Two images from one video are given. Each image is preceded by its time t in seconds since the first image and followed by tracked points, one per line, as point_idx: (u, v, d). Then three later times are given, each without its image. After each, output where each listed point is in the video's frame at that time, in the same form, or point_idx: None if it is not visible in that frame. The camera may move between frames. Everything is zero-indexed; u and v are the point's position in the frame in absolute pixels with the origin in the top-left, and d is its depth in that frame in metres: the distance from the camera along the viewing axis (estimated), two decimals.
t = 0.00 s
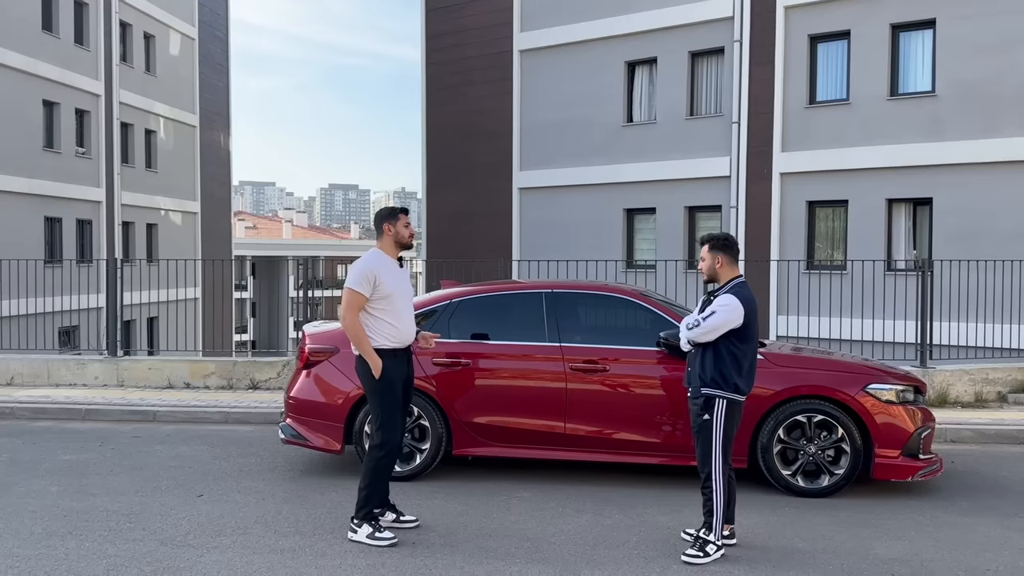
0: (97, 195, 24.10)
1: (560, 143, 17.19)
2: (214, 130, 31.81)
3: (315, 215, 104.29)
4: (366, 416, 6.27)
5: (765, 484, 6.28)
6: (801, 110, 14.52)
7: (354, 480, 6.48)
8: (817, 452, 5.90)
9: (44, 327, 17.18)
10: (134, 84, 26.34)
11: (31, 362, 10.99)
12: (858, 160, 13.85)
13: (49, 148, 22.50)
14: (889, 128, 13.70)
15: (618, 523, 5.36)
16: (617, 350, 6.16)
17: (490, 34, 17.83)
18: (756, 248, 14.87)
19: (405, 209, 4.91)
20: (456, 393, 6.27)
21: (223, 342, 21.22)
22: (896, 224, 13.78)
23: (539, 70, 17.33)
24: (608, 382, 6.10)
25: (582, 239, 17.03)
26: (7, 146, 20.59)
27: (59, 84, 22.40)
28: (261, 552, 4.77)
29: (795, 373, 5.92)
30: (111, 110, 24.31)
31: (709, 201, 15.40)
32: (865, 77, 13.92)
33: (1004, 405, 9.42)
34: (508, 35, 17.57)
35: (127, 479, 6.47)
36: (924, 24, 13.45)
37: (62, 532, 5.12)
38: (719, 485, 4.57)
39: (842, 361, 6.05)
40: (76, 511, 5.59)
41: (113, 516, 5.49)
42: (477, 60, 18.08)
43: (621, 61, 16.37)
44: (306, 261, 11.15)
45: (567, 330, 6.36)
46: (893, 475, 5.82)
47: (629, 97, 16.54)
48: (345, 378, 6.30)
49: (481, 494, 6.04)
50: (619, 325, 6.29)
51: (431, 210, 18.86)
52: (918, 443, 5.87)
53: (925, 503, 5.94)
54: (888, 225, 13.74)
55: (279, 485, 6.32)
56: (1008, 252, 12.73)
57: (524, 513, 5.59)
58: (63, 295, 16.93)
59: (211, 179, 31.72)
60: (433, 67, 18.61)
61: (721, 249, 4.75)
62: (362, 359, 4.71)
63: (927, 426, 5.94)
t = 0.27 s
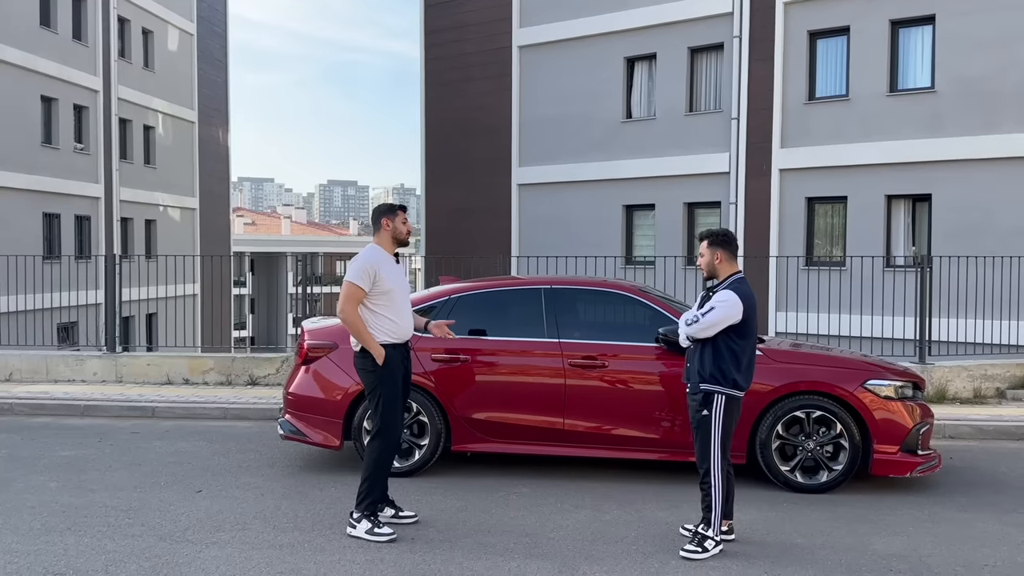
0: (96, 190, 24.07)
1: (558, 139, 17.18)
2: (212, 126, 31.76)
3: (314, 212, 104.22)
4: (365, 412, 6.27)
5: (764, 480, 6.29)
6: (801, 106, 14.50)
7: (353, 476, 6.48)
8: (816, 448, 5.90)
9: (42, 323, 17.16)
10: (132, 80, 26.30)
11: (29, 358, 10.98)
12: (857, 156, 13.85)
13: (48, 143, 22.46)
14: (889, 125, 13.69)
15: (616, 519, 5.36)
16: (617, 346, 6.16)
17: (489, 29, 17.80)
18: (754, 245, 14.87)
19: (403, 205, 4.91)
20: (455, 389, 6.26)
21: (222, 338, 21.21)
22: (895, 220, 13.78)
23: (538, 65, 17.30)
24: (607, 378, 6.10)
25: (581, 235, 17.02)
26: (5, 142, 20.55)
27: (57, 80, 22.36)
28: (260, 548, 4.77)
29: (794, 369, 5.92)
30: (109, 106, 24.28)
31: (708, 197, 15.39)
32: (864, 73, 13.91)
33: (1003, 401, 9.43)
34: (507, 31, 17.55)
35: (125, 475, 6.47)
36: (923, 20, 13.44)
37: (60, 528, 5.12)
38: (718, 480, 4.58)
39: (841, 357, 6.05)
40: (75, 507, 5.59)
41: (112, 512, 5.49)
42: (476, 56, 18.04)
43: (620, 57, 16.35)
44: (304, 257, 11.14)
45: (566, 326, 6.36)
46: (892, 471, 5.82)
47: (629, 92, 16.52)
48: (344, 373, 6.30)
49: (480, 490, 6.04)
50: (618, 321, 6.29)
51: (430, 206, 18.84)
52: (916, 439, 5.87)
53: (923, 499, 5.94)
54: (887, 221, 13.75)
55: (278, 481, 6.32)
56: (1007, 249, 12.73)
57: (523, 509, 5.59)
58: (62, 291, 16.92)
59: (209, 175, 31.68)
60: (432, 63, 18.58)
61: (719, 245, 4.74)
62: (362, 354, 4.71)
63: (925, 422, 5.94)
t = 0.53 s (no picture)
0: (95, 188, 24.06)
1: (558, 136, 17.17)
2: (212, 123, 31.74)
3: (314, 209, 104.18)
4: (364, 409, 6.27)
5: (763, 477, 6.29)
6: (800, 103, 14.49)
7: (353, 473, 6.48)
8: (815, 445, 5.91)
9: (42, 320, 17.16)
10: (131, 77, 26.27)
11: (29, 355, 10.98)
12: (857, 153, 13.84)
13: (47, 141, 22.44)
14: (888, 121, 13.68)
15: (616, 516, 5.36)
16: (616, 343, 6.16)
17: (489, 26, 17.78)
18: (754, 241, 14.86)
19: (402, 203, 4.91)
20: (454, 386, 6.27)
21: (222, 335, 21.21)
22: (894, 217, 13.78)
23: (538, 62, 17.28)
24: (606, 374, 6.10)
25: (580, 232, 17.02)
26: (5, 139, 20.54)
27: (56, 77, 22.33)
28: (259, 545, 4.78)
29: (793, 365, 5.92)
30: (108, 103, 24.26)
31: (708, 194, 15.38)
32: (864, 70, 13.89)
33: (1002, 398, 9.43)
34: (507, 28, 17.53)
35: (125, 472, 6.48)
36: (923, 16, 13.42)
37: (60, 525, 5.13)
38: (716, 477, 4.58)
39: (840, 354, 6.05)
40: (75, 504, 5.59)
41: (111, 509, 5.49)
42: (476, 52, 18.02)
43: (620, 54, 16.33)
44: (304, 254, 11.13)
45: (565, 323, 6.36)
46: (891, 468, 5.82)
47: (628, 89, 16.51)
48: (343, 370, 6.30)
49: (479, 487, 6.05)
50: (618, 318, 6.29)
51: (429, 203, 18.83)
52: (915, 435, 5.87)
53: (922, 496, 5.95)
54: (887, 218, 13.74)
55: (278, 478, 6.33)
56: (1006, 245, 12.73)
57: (522, 505, 5.60)
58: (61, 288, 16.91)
59: (209, 172, 31.67)
60: (432, 60, 18.57)
61: (718, 242, 4.74)
62: (361, 351, 4.71)
63: (924, 419, 5.94)
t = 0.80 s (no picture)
0: (96, 186, 24.07)
1: (558, 134, 17.16)
2: (212, 121, 31.74)
3: (314, 207, 104.19)
4: (365, 407, 6.28)
5: (763, 475, 6.29)
6: (801, 101, 14.49)
7: (353, 471, 6.49)
8: (815, 443, 5.91)
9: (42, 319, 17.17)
10: (132, 76, 26.27)
11: (30, 353, 10.99)
12: (857, 151, 13.84)
13: (47, 139, 22.44)
14: (889, 119, 13.67)
15: (616, 513, 5.37)
16: (616, 341, 6.16)
17: (489, 24, 17.77)
18: (754, 239, 14.86)
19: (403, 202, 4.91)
20: (454, 384, 6.27)
21: (223, 333, 21.22)
22: (895, 215, 13.78)
23: (538, 60, 17.28)
24: (606, 373, 6.11)
25: (581, 230, 17.02)
26: (5, 138, 20.54)
27: (56, 75, 22.33)
28: (260, 543, 4.78)
29: (793, 363, 5.92)
30: (109, 102, 24.26)
31: (708, 192, 15.38)
32: (865, 68, 13.89)
33: (1003, 395, 9.43)
34: (507, 26, 17.53)
35: (126, 470, 6.49)
36: (924, 14, 13.41)
37: (61, 523, 5.14)
38: (716, 475, 4.58)
39: (840, 352, 6.06)
40: (76, 502, 5.60)
41: (112, 507, 5.50)
42: (476, 51, 18.02)
43: (620, 52, 16.33)
44: (305, 252, 11.14)
45: (565, 321, 6.36)
46: (891, 465, 5.83)
47: (628, 87, 16.51)
48: (343, 369, 6.31)
49: (479, 485, 6.05)
50: (618, 316, 6.29)
51: (429, 201, 18.83)
52: (915, 433, 5.87)
53: (922, 493, 5.95)
54: (887, 216, 13.74)
55: (278, 476, 6.33)
56: (1007, 243, 12.72)
57: (523, 503, 5.60)
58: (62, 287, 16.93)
59: (209, 170, 31.68)
60: (432, 58, 18.56)
61: (718, 240, 4.75)
62: (361, 350, 4.72)
63: (924, 417, 5.95)
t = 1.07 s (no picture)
0: (97, 186, 24.08)
1: (559, 133, 17.16)
2: (214, 121, 31.77)
3: (316, 206, 104.22)
4: (366, 407, 6.29)
5: (765, 474, 6.29)
6: (802, 100, 14.48)
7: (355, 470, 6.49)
8: (817, 442, 5.91)
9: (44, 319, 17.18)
10: (133, 76, 26.27)
11: (32, 353, 11.00)
12: (859, 150, 13.83)
13: (49, 139, 22.45)
14: (891, 118, 13.66)
15: (618, 513, 5.37)
16: (618, 341, 6.16)
17: (491, 24, 17.77)
18: (756, 238, 14.85)
19: (407, 202, 4.91)
20: (456, 383, 6.27)
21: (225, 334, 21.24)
22: (897, 214, 13.77)
23: (540, 59, 17.27)
24: (608, 372, 6.11)
25: (582, 229, 17.02)
26: (7, 138, 20.56)
27: (58, 75, 22.34)
28: (262, 542, 4.79)
29: (795, 363, 5.92)
30: (111, 102, 24.27)
31: (710, 191, 15.37)
32: (866, 67, 13.87)
33: (1005, 394, 9.42)
34: (508, 25, 17.53)
35: (128, 470, 6.49)
36: (925, 13, 13.40)
37: (63, 523, 5.14)
38: (718, 474, 4.58)
39: (842, 351, 6.05)
40: (78, 502, 5.61)
41: (115, 507, 5.51)
42: (477, 50, 18.01)
43: (621, 51, 16.32)
44: (306, 252, 11.14)
45: (567, 321, 6.36)
46: (893, 465, 5.83)
47: (630, 86, 16.50)
48: (345, 368, 6.31)
49: (481, 484, 6.06)
50: (620, 316, 6.29)
51: (431, 200, 18.83)
52: (918, 432, 5.87)
53: (925, 492, 5.95)
54: (889, 215, 13.73)
55: (280, 475, 6.34)
56: (1009, 242, 12.71)
57: (525, 503, 5.60)
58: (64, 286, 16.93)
59: (211, 170, 31.70)
60: (433, 57, 18.56)
61: (721, 239, 4.74)
62: (362, 349, 4.72)
63: (927, 416, 5.94)
